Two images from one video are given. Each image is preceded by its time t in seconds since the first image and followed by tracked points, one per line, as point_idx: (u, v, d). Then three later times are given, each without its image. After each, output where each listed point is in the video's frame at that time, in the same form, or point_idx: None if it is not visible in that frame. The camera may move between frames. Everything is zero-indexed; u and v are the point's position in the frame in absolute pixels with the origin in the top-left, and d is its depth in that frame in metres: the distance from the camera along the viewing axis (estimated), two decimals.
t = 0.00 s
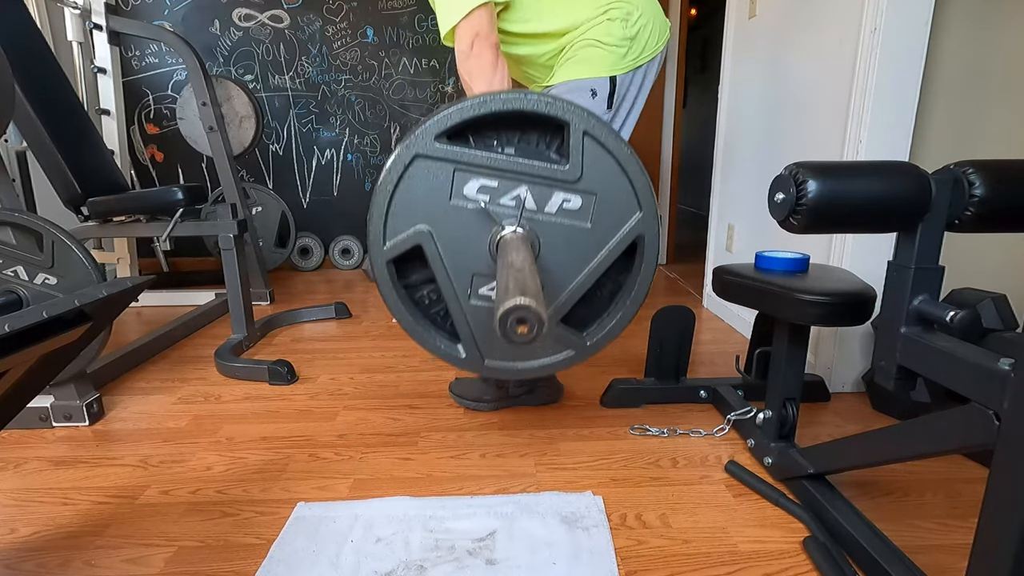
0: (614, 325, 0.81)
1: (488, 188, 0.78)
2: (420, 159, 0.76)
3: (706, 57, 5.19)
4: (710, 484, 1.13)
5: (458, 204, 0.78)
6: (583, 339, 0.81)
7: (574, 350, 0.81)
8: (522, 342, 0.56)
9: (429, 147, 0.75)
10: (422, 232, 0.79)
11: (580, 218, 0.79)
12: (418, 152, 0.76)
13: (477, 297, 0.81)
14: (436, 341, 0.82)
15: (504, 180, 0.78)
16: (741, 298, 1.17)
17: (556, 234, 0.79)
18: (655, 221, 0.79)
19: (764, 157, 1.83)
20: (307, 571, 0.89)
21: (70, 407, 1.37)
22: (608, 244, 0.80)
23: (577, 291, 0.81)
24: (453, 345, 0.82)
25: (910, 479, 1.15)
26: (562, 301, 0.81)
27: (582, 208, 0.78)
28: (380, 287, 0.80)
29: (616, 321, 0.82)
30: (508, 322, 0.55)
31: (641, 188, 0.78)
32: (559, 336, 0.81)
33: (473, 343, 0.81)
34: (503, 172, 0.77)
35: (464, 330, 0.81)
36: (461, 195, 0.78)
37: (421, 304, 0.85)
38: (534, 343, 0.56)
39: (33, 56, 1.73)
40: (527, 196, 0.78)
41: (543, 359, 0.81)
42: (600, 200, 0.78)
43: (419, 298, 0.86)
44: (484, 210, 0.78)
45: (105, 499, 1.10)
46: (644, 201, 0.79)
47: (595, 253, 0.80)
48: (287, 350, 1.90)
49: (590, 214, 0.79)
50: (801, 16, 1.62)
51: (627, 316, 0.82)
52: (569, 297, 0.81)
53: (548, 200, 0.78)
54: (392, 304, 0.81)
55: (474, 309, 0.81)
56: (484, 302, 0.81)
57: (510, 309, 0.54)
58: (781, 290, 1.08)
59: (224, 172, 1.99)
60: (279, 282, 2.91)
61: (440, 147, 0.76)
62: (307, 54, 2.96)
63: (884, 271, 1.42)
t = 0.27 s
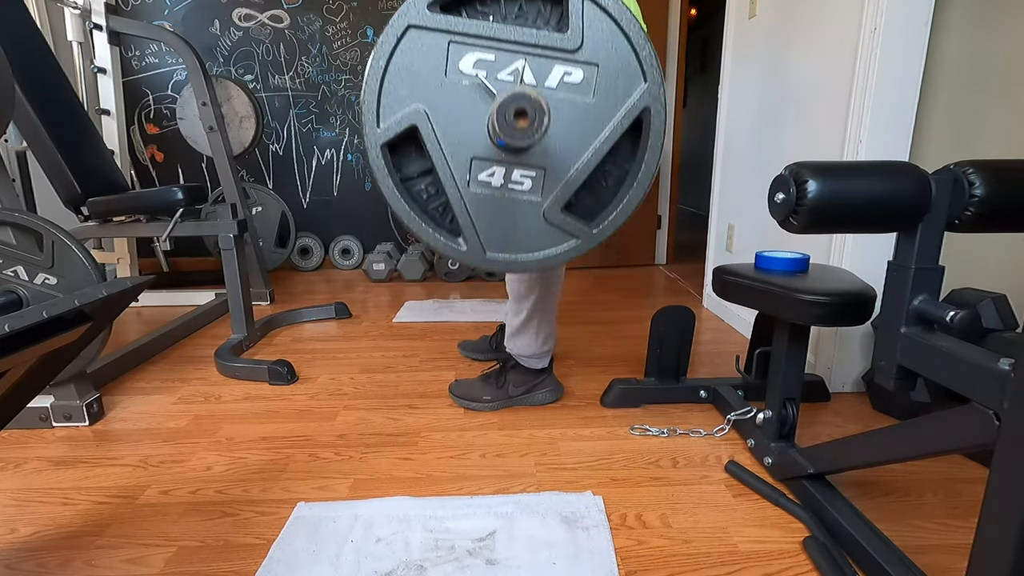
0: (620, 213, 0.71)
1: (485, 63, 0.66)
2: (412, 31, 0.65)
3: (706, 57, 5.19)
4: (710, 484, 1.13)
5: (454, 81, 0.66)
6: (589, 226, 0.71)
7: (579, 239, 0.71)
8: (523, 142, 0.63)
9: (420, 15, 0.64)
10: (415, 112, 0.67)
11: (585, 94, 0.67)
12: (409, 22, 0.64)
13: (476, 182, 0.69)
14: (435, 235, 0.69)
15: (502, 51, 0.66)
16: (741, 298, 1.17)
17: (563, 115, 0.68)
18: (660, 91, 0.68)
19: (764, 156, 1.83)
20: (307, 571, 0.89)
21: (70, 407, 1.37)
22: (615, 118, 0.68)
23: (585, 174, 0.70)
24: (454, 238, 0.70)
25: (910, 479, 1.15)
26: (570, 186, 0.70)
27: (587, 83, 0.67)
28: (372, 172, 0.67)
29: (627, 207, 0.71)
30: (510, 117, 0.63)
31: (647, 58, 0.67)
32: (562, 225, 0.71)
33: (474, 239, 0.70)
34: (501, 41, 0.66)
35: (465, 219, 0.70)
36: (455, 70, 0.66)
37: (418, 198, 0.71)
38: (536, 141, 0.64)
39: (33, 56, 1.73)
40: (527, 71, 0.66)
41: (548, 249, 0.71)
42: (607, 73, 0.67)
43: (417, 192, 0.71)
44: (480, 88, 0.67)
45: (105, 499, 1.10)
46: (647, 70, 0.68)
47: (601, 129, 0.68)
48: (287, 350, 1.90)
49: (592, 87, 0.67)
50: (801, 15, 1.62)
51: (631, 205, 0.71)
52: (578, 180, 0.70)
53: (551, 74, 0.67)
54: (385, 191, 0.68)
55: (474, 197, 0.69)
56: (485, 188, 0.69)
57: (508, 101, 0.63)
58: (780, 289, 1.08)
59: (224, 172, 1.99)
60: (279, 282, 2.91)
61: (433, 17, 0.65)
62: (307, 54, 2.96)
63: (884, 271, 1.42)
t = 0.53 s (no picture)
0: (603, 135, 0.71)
1: None
2: None
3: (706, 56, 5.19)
4: (710, 484, 1.13)
5: None
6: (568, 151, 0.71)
7: (560, 162, 0.71)
8: None
9: None
10: (391, 29, 0.70)
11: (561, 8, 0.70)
12: None
13: (452, 100, 0.72)
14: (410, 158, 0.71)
15: None
16: (741, 298, 1.17)
17: (537, 31, 0.70)
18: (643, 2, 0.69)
19: (764, 156, 1.83)
20: (307, 571, 0.89)
21: (70, 407, 1.37)
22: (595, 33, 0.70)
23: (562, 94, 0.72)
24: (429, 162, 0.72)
25: (911, 479, 1.15)
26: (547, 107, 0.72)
27: None
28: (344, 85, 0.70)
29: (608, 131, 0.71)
30: None
31: None
32: (540, 147, 0.72)
33: (449, 158, 0.71)
34: None
35: (439, 139, 0.72)
36: None
37: (393, 121, 0.75)
38: None
39: (34, 57, 1.73)
40: None
41: (526, 173, 0.71)
42: None
43: (392, 115, 0.75)
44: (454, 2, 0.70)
45: (105, 499, 1.10)
46: None
47: (582, 45, 0.70)
48: (287, 350, 1.90)
49: None
50: (801, 14, 1.62)
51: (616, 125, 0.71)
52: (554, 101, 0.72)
53: None
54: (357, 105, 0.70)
55: (449, 116, 0.72)
56: (459, 106, 0.72)
57: None
58: (781, 289, 1.08)
59: (224, 172, 1.99)
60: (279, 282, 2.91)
61: None
62: (307, 54, 2.96)
63: (884, 271, 1.42)
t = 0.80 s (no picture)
0: (590, 158, 0.78)
1: None
2: None
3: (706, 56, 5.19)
4: (710, 484, 1.13)
5: None
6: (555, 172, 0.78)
7: (544, 179, 0.78)
8: (476, 18, 0.54)
9: None
10: (391, 34, 0.76)
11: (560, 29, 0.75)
12: None
13: (443, 108, 0.78)
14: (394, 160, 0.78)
15: None
16: (742, 298, 1.17)
17: (533, 48, 0.76)
18: (639, 32, 0.75)
19: (764, 157, 1.83)
20: (307, 571, 0.89)
21: (70, 407, 1.37)
22: (591, 58, 0.76)
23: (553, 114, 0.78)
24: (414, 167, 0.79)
25: (910, 479, 1.15)
26: (536, 124, 0.78)
27: (563, 19, 0.75)
28: (336, 81, 0.76)
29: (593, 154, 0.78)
30: None
31: None
32: (525, 161, 0.78)
33: (434, 163, 0.79)
34: None
35: (426, 145, 0.78)
36: None
37: (383, 122, 0.81)
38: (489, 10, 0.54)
39: (35, 57, 1.73)
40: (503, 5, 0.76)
41: (511, 189, 0.79)
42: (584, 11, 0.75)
43: (382, 116, 0.81)
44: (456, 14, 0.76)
45: (105, 499, 1.10)
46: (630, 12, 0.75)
47: (577, 67, 0.76)
48: (287, 350, 1.90)
49: (571, 21, 0.75)
50: (801, 15, 1.62)
51: (603, 148, 0.78)
52: (544, 115, 0.78)
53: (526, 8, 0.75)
54: (348, 102, 0.77)
55: (439, 123, 0.78)
56: (450, 115, 0.78)
57: None
58: (780, 289, 1.08)
59: (224, 172, 1.99)
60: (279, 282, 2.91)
61: None
62: (307, 54, 2.96)
63: (884, 271, 1.42)
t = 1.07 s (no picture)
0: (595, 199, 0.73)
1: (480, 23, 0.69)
2: None
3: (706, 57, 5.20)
4: (710, 484, 1.13)
5: (445, 34, 0.69)
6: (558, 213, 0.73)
7: (548, 222, 0.72)
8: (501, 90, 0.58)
9: None
10: (401, 59, 0.69)
11: (576, 73, 0.70)
12: None
13: (452, 144, 0.71)
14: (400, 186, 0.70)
15: (499, 15, 0.69)
16: (742, 298, 1.17)
17: (550, 87, 0.70)
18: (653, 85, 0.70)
19: (764, 157, 1.83)
20: (307, 571, 0.89)
21: (70, 407, 1.37)
22: (601, 107, 0.71)
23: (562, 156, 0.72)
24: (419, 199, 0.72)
25: (910, 479, 1.15)
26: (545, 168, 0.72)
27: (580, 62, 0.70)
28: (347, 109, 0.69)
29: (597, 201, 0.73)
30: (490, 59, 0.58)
31: (642, 50, 0.70)
32: (531, 205, 0.73)
33: (440, 200, 0.71)
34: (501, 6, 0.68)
35: (433, 180, 0.72)
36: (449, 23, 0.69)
37: (391, 151, 0.73)
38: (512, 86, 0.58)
39: (34, 57, 1.73)
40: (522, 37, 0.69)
41: (516, 228, 0.72)
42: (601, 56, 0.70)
43: (391, 145, 0.73)
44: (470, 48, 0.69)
45: (105, 499, 1.10)
46: (642, 63, 0.70)
47: (589, 113, 0.71)
48: (287, 350, 1.90)
49: (587, 68, 0.70)
50: (801, 15, 1.62)
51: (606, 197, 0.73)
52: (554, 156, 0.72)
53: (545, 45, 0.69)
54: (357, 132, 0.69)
55: (447, 159, 0.71)
56: (459, 152, 0.72)
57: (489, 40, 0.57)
58: (780, 289, 1.08)
59: (224, 172, 1.99)
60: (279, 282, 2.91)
61: None
62: (307, 54, 2.96)
63: (884, 271, 1.42)
